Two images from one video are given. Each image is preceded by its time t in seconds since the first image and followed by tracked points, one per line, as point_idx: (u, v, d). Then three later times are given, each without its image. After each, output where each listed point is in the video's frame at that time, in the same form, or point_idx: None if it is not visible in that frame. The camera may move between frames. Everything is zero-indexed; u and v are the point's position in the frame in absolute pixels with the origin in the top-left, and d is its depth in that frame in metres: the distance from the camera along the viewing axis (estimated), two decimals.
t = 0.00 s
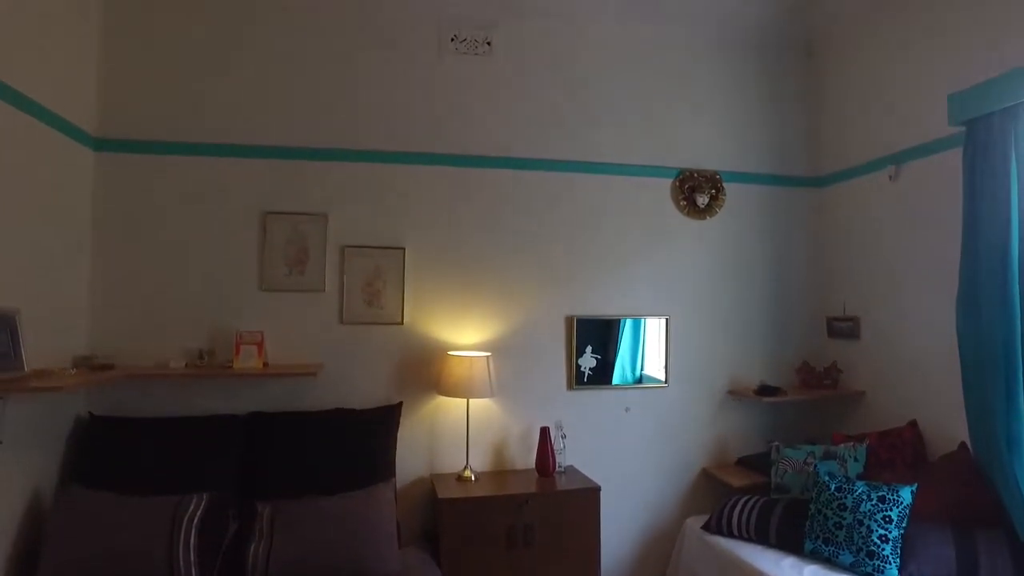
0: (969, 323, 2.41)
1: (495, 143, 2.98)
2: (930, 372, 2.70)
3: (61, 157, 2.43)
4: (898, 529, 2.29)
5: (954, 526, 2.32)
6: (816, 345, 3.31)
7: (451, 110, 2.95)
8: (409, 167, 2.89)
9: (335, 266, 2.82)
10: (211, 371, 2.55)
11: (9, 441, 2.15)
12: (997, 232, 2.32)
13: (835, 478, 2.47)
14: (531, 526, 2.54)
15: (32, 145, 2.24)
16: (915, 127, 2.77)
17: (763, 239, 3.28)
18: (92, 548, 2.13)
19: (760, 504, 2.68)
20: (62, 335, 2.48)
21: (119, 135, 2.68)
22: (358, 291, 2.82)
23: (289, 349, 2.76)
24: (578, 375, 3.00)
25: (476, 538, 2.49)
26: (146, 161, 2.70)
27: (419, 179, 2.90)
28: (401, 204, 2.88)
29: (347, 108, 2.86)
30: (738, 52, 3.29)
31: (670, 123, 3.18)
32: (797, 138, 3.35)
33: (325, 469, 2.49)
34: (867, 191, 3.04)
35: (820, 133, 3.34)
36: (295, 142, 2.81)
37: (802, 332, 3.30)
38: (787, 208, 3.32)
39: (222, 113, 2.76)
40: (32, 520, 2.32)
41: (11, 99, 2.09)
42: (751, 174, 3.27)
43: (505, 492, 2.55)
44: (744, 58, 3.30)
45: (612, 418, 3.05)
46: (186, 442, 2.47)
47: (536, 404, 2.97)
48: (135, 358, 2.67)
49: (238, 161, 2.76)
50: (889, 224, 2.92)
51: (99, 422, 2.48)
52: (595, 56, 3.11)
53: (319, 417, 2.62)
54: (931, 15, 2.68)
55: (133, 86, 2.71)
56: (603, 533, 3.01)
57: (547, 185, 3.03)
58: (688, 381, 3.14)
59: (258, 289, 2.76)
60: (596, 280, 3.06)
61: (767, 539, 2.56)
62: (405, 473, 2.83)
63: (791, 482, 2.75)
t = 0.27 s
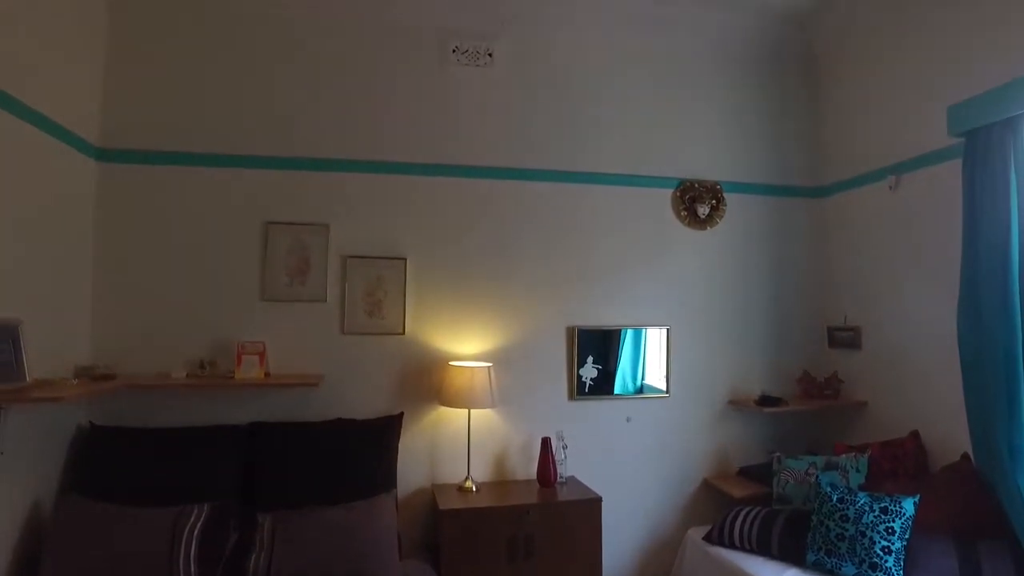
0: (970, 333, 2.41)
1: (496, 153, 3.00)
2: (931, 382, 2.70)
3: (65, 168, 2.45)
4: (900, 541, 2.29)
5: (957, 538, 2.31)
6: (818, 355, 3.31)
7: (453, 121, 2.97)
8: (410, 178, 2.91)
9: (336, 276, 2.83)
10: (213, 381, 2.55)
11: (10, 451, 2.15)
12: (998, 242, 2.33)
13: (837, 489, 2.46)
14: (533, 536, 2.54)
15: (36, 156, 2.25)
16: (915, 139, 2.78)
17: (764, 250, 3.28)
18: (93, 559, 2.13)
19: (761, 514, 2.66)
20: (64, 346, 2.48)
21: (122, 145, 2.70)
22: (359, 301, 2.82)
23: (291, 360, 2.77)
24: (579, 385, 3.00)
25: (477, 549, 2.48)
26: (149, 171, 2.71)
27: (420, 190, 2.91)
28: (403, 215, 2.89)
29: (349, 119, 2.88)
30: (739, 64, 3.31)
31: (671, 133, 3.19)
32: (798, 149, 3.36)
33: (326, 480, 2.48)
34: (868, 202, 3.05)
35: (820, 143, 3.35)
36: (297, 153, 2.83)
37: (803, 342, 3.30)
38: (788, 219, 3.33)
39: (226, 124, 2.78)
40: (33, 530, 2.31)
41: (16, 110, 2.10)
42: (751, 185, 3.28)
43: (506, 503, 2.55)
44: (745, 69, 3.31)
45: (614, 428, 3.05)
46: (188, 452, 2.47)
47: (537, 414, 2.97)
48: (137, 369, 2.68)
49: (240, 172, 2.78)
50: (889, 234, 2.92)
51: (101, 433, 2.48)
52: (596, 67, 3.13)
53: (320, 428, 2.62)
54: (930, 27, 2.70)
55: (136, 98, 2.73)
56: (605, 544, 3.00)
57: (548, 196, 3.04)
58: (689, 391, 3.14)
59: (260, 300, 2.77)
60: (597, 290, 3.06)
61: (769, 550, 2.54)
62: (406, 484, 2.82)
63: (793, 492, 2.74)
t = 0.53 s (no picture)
0: (971, 346, 2.41)
1: (497, 167, 3.01)
2: (933, 395, 2.69)
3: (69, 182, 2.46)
4: (904, 555, 2.29)
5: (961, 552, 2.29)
6: (819, 367, 3.31)
7: (455, 135, 2.99)
8: (412, 191, 2.92)
9: (339, 289, 2.84)
10: (215, 394, 2.56)
11: (11, 465, 2.15)
12: (998, 256, 2.34)
13: (840, 501, 2.45)
14: (535, 550, 2.53)
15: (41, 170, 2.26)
16: (914, 152, 2.80)
17: (765, 262, 3.29)
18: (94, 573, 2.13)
19: (763, 527, 2.64)
20: (67, 359, 2.49)
21: (126, 159, 2.72)
22: (361, 314, 2.83)
23: (293, 373, 2.77)
24: (581, 398, 3.00)
25: (479, 563, 2.47)
26: (153, 185, 2.73)
27: (422, 203, 2.93)
28: (405, 228, 2.90)
29: (351, 133, 2.90)
30: (738, 77, 3.33)
31: (672, 147, 3.21)
32: (798, 162, 3.38)
33: (327, 493, 2.48)
34: (868, 215, 3.06)
35: (821, 156, 3.36)
36: (300, 167, 2.84)
37: (805, 354, 3.30)
38: (789, 231, 3.34)
39: (229, 138, 2.80)
40: (33, 544, 2.31)
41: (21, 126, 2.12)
42: (752, 198, 3.29)
43: (508, 516, 2.54)
44: (745, 83, 3.34)
45: (615, 441, 3.04)
46: (189, 466, 2.46)
47: (539, 427, 2.97)
48: (139, 382, 2.68)
49: (243, 185, 2.79)
50: (890, 247, 2.93)
51: (102, 446, 2.48)
52: (597, 81, 3.15)
53: (322, 441, 2.62)
54: (927, 41, 2.72)
55: (141, 112, 2.75)
56: (607, 558, 2.99)
57: (550, 209, 3.05)
58: (691, 404, 3.14)
59: (262, 313, 2.78)
60: (599, 303, 3.07)
61: (772, 564, 2.53)
62: (407, 497, 2.82)
63: (796, 506, 2.73)
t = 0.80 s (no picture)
0: (972, 361, 2.41)
1: (498, 181, 3.03)
2: (934, 410, 2.69)
3: (73, 197, 2.48)
4: (908, 572, 2.26)
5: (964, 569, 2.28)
6: (820, 381, 3.30)
7: (456, 150, 3.00)
8: (414, 206, 2.93)
9: (340, 304, 2.84)
10: (216, 409, 2.55)
11: (12, 480, 2.15)
12: (998, 271, 2.34)
13: (842, 517, 2.42)
14: (536, 566, 2.52)
15: (45, 185, 2.28)
16: (913, 167, 2.81)
17: (766, 277, 3.30)
18: None
19: (765, 542, 2.64)
20: (69, 373, 2.49)
21: (130, 174, 2.73)
22: (363, 329, 2.84)
23: (294, 387, 2.77)
24: (582, 413, 3.00)
25: None
26: (156, 200, 2.74)
27: (423, 218, 2.94)
28: (406, 243, 2.91)
29: (353, 148, 2.91)
30: (738, 93, 3.36)
31: (672, 162, 3.23)
32: (798, 177, 3.40)
33: (328, 509, 2.47)
34: (868, 229, 3.07)
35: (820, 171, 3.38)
36: (302, 181, 2.86)
37: (806, 369, 3.30)
38: (789, 245, 3.35)
39: (233, 153, 2.82)
40: (32, 560, 2.30)
41: (28, 143, 2.14)
42: (752, 213, 3.31)
43: (509, 532, 2.53)
44: (744, 99, 3.36)
45: (617, 455, 3.03)
46: (190, 481, 2.46)
47: (540, 442, 2.96)
48: (140, 396, 2.68)
49: (245, 200, 2.80)
50: (890, 262, 2.94)
51: (103, 461, 2.48)
52: (598, 96, 3.17)
53: (323, 456, 2.62)
54: (924, 57, 2.74)
55: (145, 127, 2.77)
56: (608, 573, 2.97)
57: (550, 224, 3.06)
58: (692, 418, 3.14)
59: (264, 327, 2.78)
60: (600, 317, 3.08)
61: None
62: (408, 512, 2.81)
63: (798, 521, 2.72)
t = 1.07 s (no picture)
0: (974, 376, 2.41)
1: (500, 197, 3.04)
2: (937, 425, 2.68)
3: (76, 213, 2.49)
4: None
5: None
6: (822, 397, 3.29)
7: (457, 165, 3.02)
8: (415, 222, 2.95)
9: (341, 320, 2.85)
10: (217, 424, 2.55)
11: (10, 496, 2.14)
12: (999, 286, 2.35)
13: (846, 534, 2.39)
14: None
15: (49, 201, 2.29)
16: (912, 183, 2.82)
17: (766, 292, 3.30)
18: None
19: (768, 558, 2.62)
20: (70, 389, 2.49)
21: (134, 190, 2.75)
22: (364, 344, 2.84)
23: (295, 403, 2.77)
24: (583, 428, 2.99)
25: None
26: (159, 215, 2.76)
27: (424, 233, 2.95)
28: (408, 259, 2.93)
29: (355, 164, 2.93)
30: (737, 109, 3.38)
31: (672, 178, 3.25)
32: (798, 192, 3.41)
33: (328, 525, 2.46)
34: (867, 245, 3.08)
35: (821, 186, 3.39)
36: (304, 198, 2.88)
37: (807, 384, 3.30)
38: (789, 260, 3.35)
39: (236, 169, 2.84)
40: None
41: (33, 160, 2.16)
42: (752, 227, 3.32)
43: (511, 548, 2.52)
44: (743, 115, 3.38)
45: (618, 471, 3.02)
46: (190, 497, 2.45)
47: (541, 457, 2.96)
48: (141, 412, 2.68)
49: (248, 216, 2.82)
50: (890, 277, 2.94)
51: (104, 477, 2.47)
52: (598, 113, 3.20)
53: (323, 472, 2.61)
54: (921, 74, 2.77)
55: (149, 144, 2.79)
56: None
57: (551, 239, 3.07)
58: (694, 434, 3.13)
59: (265, 343, 2.79)
60: (600, 333, 3.08)
61: None
62: (408, 528, 2.79)
63: (801, 537, 2.69)
